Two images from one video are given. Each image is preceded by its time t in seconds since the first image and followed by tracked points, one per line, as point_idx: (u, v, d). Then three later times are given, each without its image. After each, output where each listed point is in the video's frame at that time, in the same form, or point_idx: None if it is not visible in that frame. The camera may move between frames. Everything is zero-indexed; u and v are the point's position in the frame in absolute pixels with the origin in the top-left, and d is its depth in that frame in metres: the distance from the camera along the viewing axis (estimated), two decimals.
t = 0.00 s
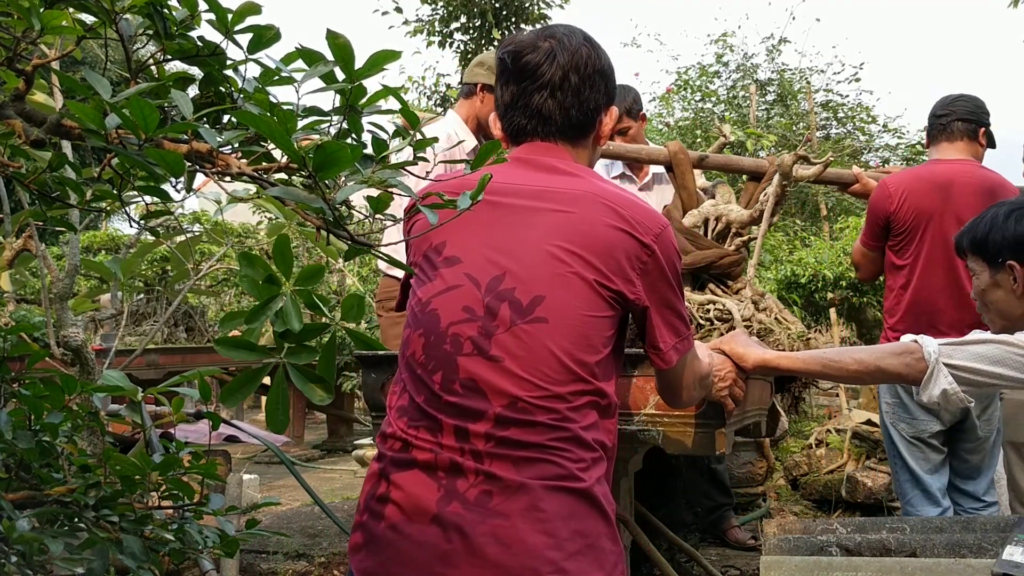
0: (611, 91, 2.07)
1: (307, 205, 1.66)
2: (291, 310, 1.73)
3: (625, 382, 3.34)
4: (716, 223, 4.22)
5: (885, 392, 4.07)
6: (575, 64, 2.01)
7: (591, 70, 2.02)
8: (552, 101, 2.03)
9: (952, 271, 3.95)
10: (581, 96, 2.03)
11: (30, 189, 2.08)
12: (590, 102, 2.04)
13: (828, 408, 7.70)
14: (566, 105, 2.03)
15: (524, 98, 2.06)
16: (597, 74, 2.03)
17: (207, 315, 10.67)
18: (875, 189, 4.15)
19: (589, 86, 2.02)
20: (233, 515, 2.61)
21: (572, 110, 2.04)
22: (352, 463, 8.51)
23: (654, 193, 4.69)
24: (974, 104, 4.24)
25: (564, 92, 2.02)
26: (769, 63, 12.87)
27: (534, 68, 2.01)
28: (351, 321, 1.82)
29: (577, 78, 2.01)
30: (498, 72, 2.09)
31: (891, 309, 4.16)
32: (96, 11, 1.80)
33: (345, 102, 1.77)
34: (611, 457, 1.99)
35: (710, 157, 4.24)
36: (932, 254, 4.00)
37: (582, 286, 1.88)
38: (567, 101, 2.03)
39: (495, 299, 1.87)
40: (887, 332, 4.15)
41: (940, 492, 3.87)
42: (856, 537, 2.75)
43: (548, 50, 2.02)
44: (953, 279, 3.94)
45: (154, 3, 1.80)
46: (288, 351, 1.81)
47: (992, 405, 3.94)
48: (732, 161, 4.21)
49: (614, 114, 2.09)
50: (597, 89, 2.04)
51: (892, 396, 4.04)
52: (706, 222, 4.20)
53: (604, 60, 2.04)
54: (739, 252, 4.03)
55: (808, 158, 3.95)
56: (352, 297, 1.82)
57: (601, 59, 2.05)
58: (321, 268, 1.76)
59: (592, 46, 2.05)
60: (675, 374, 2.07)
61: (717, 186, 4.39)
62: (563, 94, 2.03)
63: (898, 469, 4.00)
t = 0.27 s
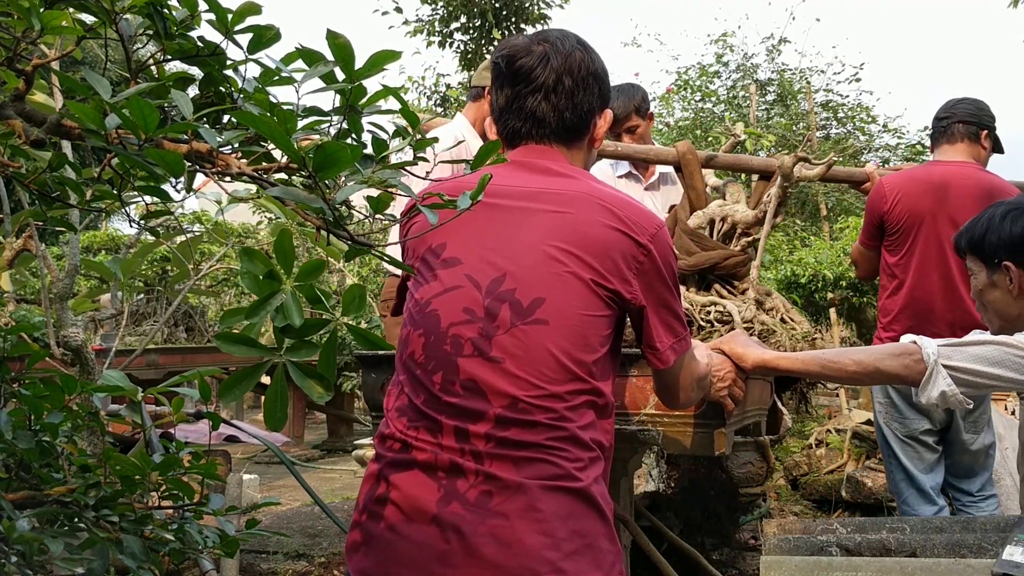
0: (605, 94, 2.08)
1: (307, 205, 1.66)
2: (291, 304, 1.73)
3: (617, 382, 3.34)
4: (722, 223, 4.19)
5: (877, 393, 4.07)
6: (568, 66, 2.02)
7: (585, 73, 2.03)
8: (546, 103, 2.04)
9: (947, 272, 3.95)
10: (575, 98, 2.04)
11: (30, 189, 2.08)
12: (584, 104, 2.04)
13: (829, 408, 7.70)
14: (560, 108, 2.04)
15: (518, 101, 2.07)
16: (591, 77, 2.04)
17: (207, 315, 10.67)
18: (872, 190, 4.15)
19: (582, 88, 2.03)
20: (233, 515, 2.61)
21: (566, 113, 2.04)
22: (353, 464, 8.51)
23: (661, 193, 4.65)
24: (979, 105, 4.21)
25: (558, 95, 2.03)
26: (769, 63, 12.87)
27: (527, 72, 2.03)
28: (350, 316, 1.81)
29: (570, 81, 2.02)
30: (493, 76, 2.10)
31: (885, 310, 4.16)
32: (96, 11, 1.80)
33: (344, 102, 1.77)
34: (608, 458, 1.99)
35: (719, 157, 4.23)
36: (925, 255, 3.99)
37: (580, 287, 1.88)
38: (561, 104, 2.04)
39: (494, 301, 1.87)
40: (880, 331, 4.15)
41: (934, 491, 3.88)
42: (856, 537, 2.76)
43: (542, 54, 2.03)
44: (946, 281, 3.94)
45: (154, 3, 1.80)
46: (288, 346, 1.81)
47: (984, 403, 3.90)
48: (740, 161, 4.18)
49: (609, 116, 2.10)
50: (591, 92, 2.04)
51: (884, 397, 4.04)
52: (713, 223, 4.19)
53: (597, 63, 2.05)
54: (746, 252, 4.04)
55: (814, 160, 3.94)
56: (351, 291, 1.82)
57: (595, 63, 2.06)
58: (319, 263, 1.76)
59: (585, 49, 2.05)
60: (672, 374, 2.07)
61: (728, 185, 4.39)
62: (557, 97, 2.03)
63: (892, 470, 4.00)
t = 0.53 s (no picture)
0: (601, 95, 2.08)
1: (307, 205, 1.66)
2: (290, 303, 1.73)
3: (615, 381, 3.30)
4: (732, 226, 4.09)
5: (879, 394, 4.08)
6: (563, 68, 2.03)
7: (579, 74, 2.03)
8: (541, 105, 2.05)
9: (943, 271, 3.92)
10: (570, 100, 2.04)
11: (30, 189, 2.08)
12: (579, 105, 2.05)
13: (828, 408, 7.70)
14: (555, 109, 2.05)
15: (514, 103, 2.07)
16: (586, 78, 2.04)
17: (207, 315, 10.67)
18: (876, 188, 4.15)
19: (578, 90, 2.04)
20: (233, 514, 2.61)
21: (561, 113, 2.05)
22: (352, 464, 8.51)
23: (669, 194, 4.57)
24: (993, 106, 4.16)
25: (553, 96, 2.04)
26: (769, 63, 12.87)
27: (523, 74, 2.03)
28: (349, 314, 1.81)
29: (565, 83, 2.03)
30: (489, 78, 2.11)
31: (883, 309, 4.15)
32: (96, 11, 1.80)
33: (344, 101, 1.77)
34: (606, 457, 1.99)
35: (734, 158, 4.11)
36: (920, 254, 3.97)
37: (577, 287, 1.88)
38: (556, 105, 2.05)
39: (493, 303, 1.86)
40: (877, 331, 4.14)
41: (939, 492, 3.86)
42: (856, 537, 2.76)
43: (537, 56, 2.04)
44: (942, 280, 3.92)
45: (154, 3, 1.80)
46: (287, 344, 1.81)
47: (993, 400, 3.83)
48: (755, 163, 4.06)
49: (604, 117, 2.10)
50: (586, 93, 2.05)
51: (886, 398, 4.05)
52: (722, 227, 4.10)
53: (593, 64, 2.05)
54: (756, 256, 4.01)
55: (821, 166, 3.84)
56: (350, 289, 1.82)
57: (590, 64, 2.06)
58: (319, 261, 1.76)
59: (581, 51, 2.06)
60: (670, 374, 2.06)
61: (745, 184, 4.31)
62: (552, 98, 2.04)
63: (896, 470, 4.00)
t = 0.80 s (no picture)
0: (596, 95, 2.09)
1: (307, 205, 1.66)
2: (290, 304, 1.72)
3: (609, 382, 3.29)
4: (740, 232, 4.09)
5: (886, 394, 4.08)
6: (556, 69, 2.04)
7: (573, 74, 2.04)
8: (535, 104, 2.06)
9: (940, 271, 3.87)
10: (564, 99, 2.05)
11: (30, 189, 2.08)
12: (573, 105, 2.05)
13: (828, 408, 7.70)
14: (548, 109, 2.06)
15: (508, 102, 2.08)
16: (581, 79, 2.05)
17: (207, 315, 10.67)
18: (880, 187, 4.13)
19: (571, 90, 2.04)
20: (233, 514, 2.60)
21: (556, 113, 2.06)
22: (353, 463, 8.51)
23: (675, 197, 4.47)
24: (1002, 106, 4.03)
25: (547, 96, 2.05)
26: (769, 63, 12.89)
27: (517, 74, 2.05)
28: (350, 317, 1.81)
29: (559, 83, 2.03)
30: (485, 79, 2.13)
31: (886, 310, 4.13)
32: (96, 11, 1.80)
33: (345, 102, 1.77)
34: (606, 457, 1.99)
35: (744, 162, 3.91)
36: (916, 254, 3.93)
37: (573, 286, 1.88)
38: (551, 105, 2.05)
39: (492, 304, 1.86)
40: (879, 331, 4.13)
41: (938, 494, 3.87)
42: (856, 536, 2.76)
43: (532, 57, 2.05)
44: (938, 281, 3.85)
45: (154, 3, 1.80)
46: (287, 345, 1.81)
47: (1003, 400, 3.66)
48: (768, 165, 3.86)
49: (599, 118, 2.10)
50: (581, 93, 2.06)
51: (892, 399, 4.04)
52: (731, 231, 4.10)
53: (586, 65, 2.06)
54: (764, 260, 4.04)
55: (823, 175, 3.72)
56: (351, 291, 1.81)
57: (585, 64, 2.07)
58: (319, 262, 1.75)
59: (575, 52, 2.07)
60: (669, 374, 2.06)
61: (759, 188, 4.31)
62: (546, 98, 2.05)
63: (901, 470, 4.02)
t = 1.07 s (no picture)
0: (591, 96, 2.09)
1: (307, 205, 1.66)
2: (291, 305, 1.72)
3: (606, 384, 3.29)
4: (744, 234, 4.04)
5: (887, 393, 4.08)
6: (552, 69, 2.05)
7: (568, 74, 2.05)
8: (529, 103, 2.07)
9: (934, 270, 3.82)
10: (558, 99, 2.06)
11: (30, 189, 2.08)
12: (568, 104, 2.06)
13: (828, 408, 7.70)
14: (543, 109, 2.07)
15: (503, 101, 2.09)
16: (576, 79, 2.06)
17: (207, 315, 10.67)
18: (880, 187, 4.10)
19: (567, 91, 2.05)
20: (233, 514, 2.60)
21: (549, 113, 2.06)
22: (353, 463, 8.51)
23: (676, 198, 4.49)
24: (995, 98, 3.95)
25: (541, 96, 2.06)
26: (769, 63, 12.89)
27: (512, 74, 2.06)
28: (350, 317, 1.81)
29: (554, 83, 2.04)
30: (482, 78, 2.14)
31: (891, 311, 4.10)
32: (96, 11, 1.80)
33: (345, 102, 1.77)
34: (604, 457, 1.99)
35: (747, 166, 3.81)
36: (910, 254, 3.89)
37: (569, 286, 1.88)
38: (545, 105, 2.06)
39: (491, 305, 1.86)
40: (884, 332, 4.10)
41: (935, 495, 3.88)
42: (856, 536, 2.77)
43: (527, 57, 2.06)
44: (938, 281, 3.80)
45: (154, 3, 1.80)
46: (287, 346, 1.81)
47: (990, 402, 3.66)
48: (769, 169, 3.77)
49: (593, 120, 2.11)
50: (575, 93, 2.06)
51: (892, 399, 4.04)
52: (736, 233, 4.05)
53: (582, 66, 2.07)
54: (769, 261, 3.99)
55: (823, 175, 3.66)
56: (352, 292, 1.82)
57: (581, 65, 2.08)
58: (320, 263, 1.75)
59: (571, 53, 2.08)
60: (667, 373, 2.05)
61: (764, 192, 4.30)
62: (540, 98, 2.06)
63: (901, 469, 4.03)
